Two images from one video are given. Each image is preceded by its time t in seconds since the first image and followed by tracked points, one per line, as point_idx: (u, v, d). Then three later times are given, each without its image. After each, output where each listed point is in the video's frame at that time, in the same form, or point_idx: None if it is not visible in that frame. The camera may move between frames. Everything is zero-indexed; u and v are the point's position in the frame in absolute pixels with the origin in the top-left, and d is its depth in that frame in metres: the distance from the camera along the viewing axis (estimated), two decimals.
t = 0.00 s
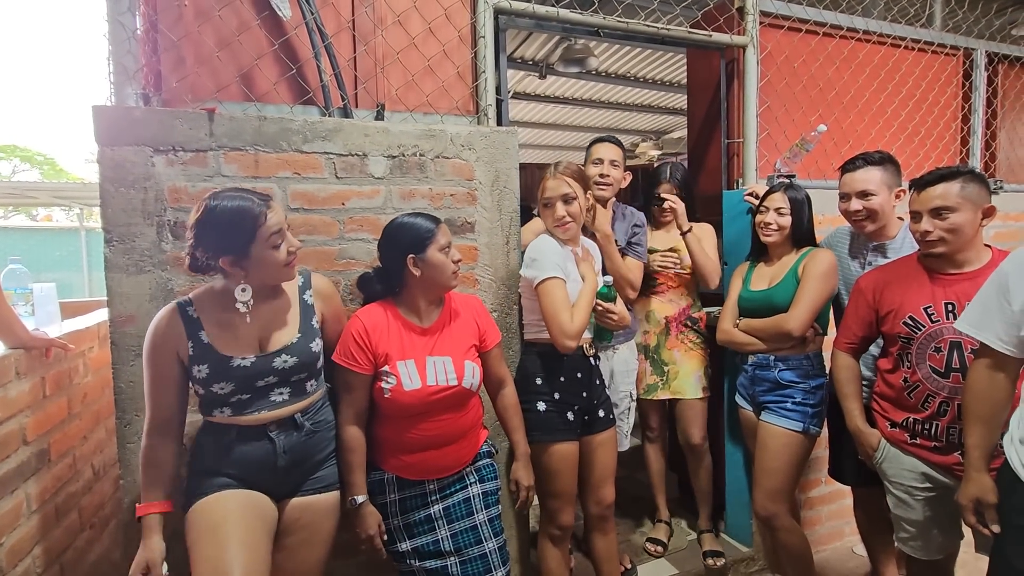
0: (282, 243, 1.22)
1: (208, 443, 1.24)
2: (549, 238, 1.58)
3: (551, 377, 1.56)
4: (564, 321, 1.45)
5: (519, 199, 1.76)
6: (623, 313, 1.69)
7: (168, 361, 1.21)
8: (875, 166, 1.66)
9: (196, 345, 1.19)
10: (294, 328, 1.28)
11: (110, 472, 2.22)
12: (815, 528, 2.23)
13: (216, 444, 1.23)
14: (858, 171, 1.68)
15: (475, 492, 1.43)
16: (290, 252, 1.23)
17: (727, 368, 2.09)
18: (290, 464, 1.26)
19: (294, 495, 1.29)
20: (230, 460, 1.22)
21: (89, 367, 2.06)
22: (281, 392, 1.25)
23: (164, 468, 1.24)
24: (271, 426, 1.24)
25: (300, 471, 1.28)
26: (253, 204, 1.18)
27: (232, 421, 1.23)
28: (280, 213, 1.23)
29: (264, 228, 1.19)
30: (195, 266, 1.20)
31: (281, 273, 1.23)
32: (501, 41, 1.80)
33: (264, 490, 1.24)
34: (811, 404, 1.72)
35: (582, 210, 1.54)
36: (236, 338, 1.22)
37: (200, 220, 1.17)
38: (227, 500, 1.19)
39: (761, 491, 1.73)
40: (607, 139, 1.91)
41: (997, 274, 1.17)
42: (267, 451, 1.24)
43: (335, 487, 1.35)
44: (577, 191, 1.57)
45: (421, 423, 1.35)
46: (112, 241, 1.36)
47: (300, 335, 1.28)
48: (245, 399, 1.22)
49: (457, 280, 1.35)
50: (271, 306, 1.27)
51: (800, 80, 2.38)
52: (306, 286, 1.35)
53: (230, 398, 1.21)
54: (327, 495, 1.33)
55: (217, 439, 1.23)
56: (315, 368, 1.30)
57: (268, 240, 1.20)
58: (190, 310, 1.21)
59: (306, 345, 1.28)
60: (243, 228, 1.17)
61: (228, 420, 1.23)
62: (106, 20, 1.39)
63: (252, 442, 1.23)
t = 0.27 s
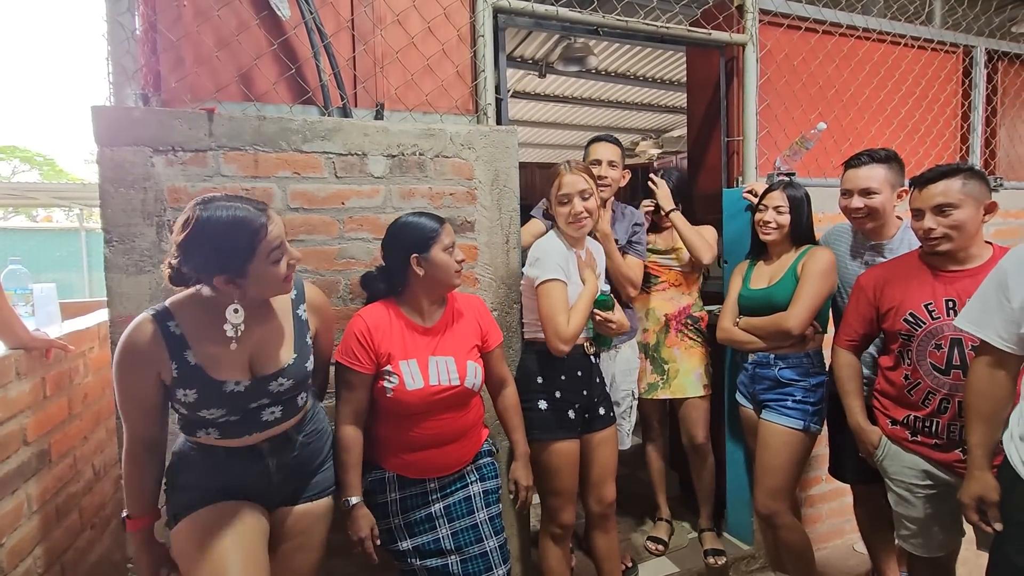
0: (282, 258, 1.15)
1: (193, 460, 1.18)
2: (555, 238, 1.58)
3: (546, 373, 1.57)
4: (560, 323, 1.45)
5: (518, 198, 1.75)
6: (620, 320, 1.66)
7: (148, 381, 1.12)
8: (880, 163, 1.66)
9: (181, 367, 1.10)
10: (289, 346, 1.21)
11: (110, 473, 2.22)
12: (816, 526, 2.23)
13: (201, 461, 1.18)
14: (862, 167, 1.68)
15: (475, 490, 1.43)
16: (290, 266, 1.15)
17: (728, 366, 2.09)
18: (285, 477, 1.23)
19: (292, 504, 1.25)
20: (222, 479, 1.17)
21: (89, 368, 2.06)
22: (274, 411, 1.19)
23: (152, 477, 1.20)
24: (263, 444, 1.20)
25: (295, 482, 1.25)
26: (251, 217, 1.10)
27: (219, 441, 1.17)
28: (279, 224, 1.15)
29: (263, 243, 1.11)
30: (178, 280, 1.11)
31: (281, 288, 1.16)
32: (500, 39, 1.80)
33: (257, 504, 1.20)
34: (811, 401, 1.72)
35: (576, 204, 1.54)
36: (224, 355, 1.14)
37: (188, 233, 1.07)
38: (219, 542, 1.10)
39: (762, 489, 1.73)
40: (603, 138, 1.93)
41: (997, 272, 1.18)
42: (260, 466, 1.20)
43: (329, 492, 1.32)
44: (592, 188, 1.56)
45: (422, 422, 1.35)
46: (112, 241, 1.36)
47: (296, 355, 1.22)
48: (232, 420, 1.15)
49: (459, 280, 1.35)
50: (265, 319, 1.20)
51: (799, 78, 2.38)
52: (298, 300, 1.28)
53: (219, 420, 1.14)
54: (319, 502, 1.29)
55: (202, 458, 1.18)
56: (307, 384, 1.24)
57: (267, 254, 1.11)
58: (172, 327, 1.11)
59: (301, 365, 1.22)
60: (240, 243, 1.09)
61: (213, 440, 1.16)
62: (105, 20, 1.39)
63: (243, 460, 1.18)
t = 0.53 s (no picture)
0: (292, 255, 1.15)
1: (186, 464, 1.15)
2: (566, 239, 1.58)
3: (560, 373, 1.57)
4: (575, 326, 1.46)
5: (520, 196, 1.75)
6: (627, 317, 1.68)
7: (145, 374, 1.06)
8: (881, 162, 1.66)
9: (182, 365, 1.07)
10: (292, 346, 1.21)
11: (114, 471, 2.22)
12: (817, 525, 2.23)
13: (196, 465, 1.14)
14: (865, 166, 1.67)
15: (476, 489, 1.43)
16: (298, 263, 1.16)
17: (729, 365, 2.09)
18: (281, 483, 1.22)
19: (286, 512, 1.24)
20: (214, 483, 1.15)
21: (92, 366, 2.06)
22: (274, 413, 1.17)
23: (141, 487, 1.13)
24: (261, 449, 1.18)
25: (291, 488, 1.24)
26: (264, 212, 1.10)
27: (216, 445, 1.14)
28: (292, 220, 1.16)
29: (276, 238, 1.11)
30: (180, 271, 1.09)
31: (287, 287, 1.15)
32: (502, 37, 1.80)
33: (252, 510, 1.20)
34: (813, 400, 1.71)
35: (598, 210, 1.54)
36: (227, 353, 1.12)
37: (197, 225, 1.06)
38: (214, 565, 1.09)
39: (764, 487, 1.73)
40: (602, 138, 1.95)
41: (988, 268, 1.19)
42: (256, 474, 1.18)
43: (326, 495, 1.31)
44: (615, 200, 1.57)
45: (425, 421, 1.35)
46: (114, 240, 1.36)
47: (298, 355, 1.21)
48: (232, 422, 1.13)
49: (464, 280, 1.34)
50: (267, 316, 1.19)
51: (802, 76, 2.37)
52: (302, 300, 1.28)
53: (218, 422, 1.12)
54: (318, 504, 1.29)
55: (196, 462, 1.14)
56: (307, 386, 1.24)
57: (279, 249, 1.12)
58: (173, 321, 1.08)
59: (304, 365, 1.22)
60: (253, 237, 1.08)
61: (210, 443, 1.14)
62: (106, 18, 1.39)
63: (239, 465, 1.16)
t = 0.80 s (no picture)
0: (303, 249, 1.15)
1: (191, 461, 1.15)
2: (573, 236, 1.57)
3: (574, 366, 1.57)
4: (581, 322, 1.46)
5: (524, 193, 1.75)
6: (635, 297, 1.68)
7: (151, 369, 1.04)
8: (881, 158, 1.65)
9: (189, 358, 1.06)
10: (297, 341, 1.20)
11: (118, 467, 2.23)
12: (821, 524, 2.22)
13: (201, 462, 1.15)
14: (865, 164, 1.67)
15: (480, 486, 1.43)
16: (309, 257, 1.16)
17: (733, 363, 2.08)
18: (285, 481, 1.22)
19: (289, 510, 1.25)
20: (215, 484, 1.16)
21: (97, 362, 2.07)
22: (278, 408, 1.17)
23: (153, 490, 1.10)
24: (265, 446, 1.18)
25: (295, 486, 1.24)
26: (279, 206, 1.10)
27: (221, 441, 1.14)
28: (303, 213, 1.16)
29: (289, 231, 1.11)
30: (190, 262, 1.08)
31: (295, 282, 1.15)
32: (506, 34, 1.79)
33: (255, 508, 1.20)
34: (817, 399, 1.71)
35: (608, 210, 1.54)
36: (235, 347, 1.12)
37: (212, 216, 1.06)
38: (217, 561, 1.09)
39: (769, 486, 1.72)
40: (597, 135, 1.94)
41: (970, 260, 1.21)
42: (260, 474, 1.19)
43: (330, 493, 1.32)
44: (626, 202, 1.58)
45: (429, 420, 1.35)
46: (119, 236, 1.37)
47: (304, 348, 1.22)
48: (236, 418, 1.13)
49: (462, 280, 1.32)
50: (277, 307, 1.19)
51: (807, 74, 2.36)
52: (306, 294, 1.29)
53: (222, 417, 1.12)
54: (321, 502, 1.29)
55: (202, 459, 1.15)
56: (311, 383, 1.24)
57: (291, 243, 1.12)
58: (180, 313, 1.06)
59: (309, 360, 1.22)
60: (266, 228, 1.08)
61: (215, 439, 1.14)
62: (111, 15, 1.39)
63: (243, 463, 1.17)
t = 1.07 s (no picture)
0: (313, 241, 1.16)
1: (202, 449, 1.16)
2: (577, 233, 1.57)
3: (590, 361, 1.59)
4: (609, 312, 1.47)
5: (531, 190, 1.75)
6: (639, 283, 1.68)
7: (167, 355, 1.05)
8: (891, 158, 1.64)
9: (203, 345, 1.07)
10: (306, 332, 1.21)
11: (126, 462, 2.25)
12: (827, 525, 2.21)
13: (212, 451, 1.16)
14: (874, 164, 1.65)
15: (485, 483, 1.43)
16: (319, 249, 1.17)
17: (739, 363, 2.08)
18: (293, 475, 1.23)
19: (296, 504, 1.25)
20: (224, 474, 1.16)
21: (105, 358, 2.09)
22: (288, 399, 1.18)
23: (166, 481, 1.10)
24: (275, 437, 1.18)
25: (303, 479, 1.24)
26: (289, 196, 1.11)
27: (232, 430, 1.15)
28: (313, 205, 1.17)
29: (299, 221, 1.13)
30: (207, 253, 1.09)
31: (305, 273, 1.16)
32: (512, 32, 1.79)
33: (264, 500, 1.21)
34: (825, 399, 1.70)
35: (610, 207, 1.56)
36: (247, 337, 1.12)
37: (225, 204, 1.08)
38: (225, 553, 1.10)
39: (775, 485, 1.71)
40: (601, 133, 1.94)
41: (965, 255, 1.20)
42: (270, 465, 1.19)
43: (337, 487, 1.32)
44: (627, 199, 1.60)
45: (437, 417, 1.35)
46: (127, 232, 1.38)
47: (314, 340, 1.22)
48: (247, 407, 1.13)
49: (446, 280, 1.31)
50: (290, 297, 1.20)
51: (815, 72, 2.34)
52: (316, 289, 1.30)
53: (234, 405, 1.12)
54: (327, 498, 1.28)
55: (213, 447, 1.15)
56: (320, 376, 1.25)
57: (301, 233, 1.13)
58: (196, 300, 1.08)
59: (318, 352, 1.23)
60: (277, 217, 1.10)
61: (227, 428, 1.14)
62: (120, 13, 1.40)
63: (254, 453, 1.17)
